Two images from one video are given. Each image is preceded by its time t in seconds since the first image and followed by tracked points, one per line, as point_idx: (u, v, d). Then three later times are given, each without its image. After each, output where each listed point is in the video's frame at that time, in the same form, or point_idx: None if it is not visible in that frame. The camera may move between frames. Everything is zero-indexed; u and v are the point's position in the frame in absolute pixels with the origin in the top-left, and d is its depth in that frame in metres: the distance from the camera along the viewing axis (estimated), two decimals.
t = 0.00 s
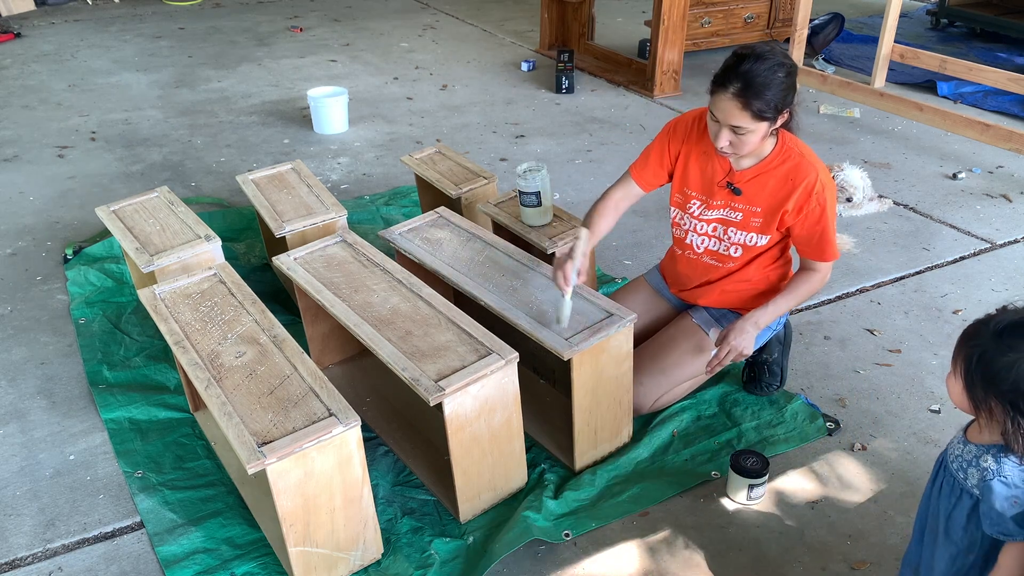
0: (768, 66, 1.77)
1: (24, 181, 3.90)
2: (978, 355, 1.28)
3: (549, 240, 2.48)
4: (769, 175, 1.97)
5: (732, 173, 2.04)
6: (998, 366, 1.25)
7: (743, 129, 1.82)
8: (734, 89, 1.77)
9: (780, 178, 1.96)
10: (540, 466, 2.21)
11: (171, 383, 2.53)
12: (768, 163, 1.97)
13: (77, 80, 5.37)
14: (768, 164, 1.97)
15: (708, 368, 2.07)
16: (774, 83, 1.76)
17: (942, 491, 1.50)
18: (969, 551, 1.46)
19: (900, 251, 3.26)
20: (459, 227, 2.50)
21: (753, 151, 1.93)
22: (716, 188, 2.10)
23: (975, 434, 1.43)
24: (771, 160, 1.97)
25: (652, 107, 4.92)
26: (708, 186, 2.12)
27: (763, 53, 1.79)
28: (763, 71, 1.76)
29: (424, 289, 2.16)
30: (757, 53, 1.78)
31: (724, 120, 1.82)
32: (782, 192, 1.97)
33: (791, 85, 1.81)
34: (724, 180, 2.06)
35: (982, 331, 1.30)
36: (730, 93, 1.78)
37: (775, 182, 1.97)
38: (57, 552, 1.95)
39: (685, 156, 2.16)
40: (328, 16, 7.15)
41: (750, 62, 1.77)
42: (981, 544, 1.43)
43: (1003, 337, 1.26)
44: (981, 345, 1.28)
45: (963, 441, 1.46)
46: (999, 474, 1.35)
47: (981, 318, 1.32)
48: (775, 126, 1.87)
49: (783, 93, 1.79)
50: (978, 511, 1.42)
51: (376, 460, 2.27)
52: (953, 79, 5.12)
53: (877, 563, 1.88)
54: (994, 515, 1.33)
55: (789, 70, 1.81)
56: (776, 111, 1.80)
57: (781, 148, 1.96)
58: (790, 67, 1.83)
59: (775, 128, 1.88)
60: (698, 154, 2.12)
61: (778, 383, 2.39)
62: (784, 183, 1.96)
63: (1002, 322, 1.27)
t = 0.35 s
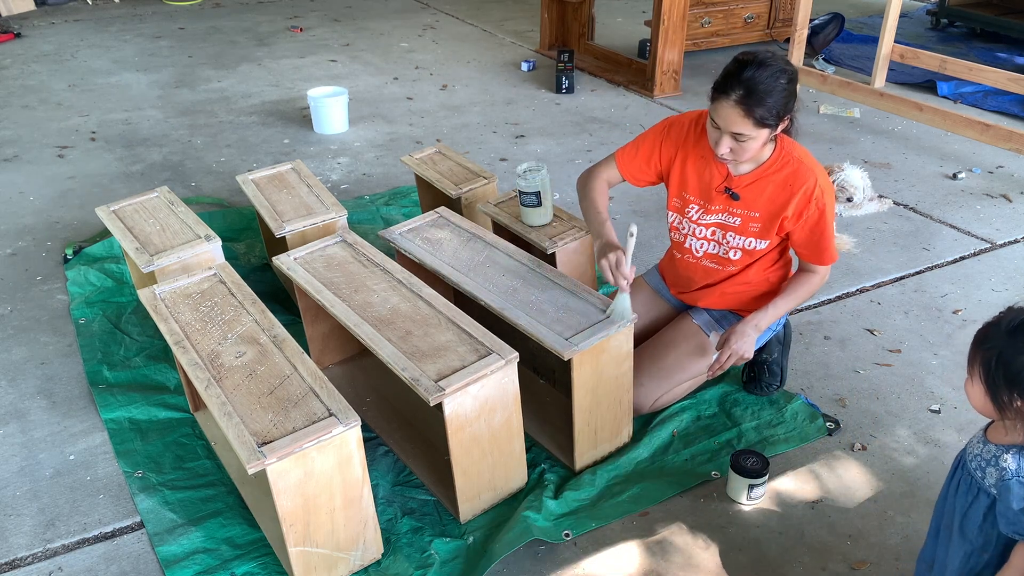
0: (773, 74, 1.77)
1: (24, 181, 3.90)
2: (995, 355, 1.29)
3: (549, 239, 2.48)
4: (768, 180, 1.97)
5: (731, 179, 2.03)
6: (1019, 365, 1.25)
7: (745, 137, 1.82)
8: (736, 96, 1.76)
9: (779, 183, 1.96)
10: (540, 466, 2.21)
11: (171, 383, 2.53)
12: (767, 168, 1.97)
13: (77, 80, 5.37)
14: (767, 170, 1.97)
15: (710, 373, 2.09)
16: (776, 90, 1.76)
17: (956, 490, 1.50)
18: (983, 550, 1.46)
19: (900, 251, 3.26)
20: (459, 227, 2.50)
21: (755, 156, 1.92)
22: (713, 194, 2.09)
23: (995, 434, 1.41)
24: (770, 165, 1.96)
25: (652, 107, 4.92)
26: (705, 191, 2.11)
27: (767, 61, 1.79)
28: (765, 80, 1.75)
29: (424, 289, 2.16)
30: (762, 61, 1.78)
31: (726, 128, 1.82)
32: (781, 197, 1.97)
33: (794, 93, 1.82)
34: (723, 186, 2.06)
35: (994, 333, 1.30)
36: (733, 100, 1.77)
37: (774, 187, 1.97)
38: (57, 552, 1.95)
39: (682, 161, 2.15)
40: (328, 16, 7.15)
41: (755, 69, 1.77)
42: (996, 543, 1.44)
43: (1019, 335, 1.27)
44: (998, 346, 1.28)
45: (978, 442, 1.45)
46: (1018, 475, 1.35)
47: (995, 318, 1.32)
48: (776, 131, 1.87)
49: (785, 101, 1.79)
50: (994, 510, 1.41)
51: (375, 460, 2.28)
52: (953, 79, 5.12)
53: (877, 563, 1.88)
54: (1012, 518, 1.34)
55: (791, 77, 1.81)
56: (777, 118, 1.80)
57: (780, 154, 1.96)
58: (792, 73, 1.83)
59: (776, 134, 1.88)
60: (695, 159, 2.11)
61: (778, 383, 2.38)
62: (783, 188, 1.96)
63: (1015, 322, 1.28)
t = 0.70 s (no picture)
0: (769, 69, 1.77)
1: (24, 181, 3.90)
2: (997, 361, 1.28)
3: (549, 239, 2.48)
4: (769, 177, 1.97)
5: (731, 177, 2.04)
6: (1020, 371, 1.25)
7: (743, 133, 1.81)
8: (732, 93, 1.77)
9: (780, 179, 1.96)
10: (541, 466, 2.21)
11: (171, 383, 2.53)
12: (767, 165, 1.97)
13: (77, 80, 5.37)
14: (768, 167, 1.97)
15: (708, 366, 2.10)
16: (772, 86, 1.76)
17: (959, 480, 1.50)
18: (968, 542, 1.48)
19: (900, 251, 3.26)
20: (459, 227, 2.50)
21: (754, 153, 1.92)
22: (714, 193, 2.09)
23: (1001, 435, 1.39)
24: (770, 162, 1.96)
25: (652, 107, 4.92)
26: (706, 191, 2.12)
27: (764, 57, 1.79)
28: (761, 76, 1.75)
29: (424, 289, 2.16)
30: (759, 57, 1.79)
31: (723, 124, 1.82)
32: (782, 193, 1.97)
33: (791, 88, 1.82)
34: (724, 184, 2.06)
35: (996, 338, 1.30)
36: (730, 96, 1.77)
37: (775, 184, 1.97)
38: (57, 552, 1.95)
39: (682, 162, 2.16)
40: (328, 16, 7.15)
41: (751, 65, 1.77)
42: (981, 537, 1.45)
43: (1019, 340, 1.26)
44: (1000, 351, 1.28)
45: (988, 438, 1.44)
46: (999, 471, 1.34)
47: (996, 324, 1.32)
48: (774, 128, 1.87)
49: (783, 96, 1.79)
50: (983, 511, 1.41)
51: (375, 460, 2.28)
52: (953, 79, 5.12)
53: (876, 563, 1.88)
54: (983, 512, 1.34)
55: (787, 73, 1.81)
56: (775, 114, 1.80)
57: (780, 150, 1.96)
58: (789, 69, 1.83)
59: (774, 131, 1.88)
60: (695, 159, 2.12)
61: (778, 383, 2.38)
62: (784, 184, 1.96)
63: (1016, 327, 1.27)
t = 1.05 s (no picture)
0: (757, 58, 1.78)
1: (24, 181, 3.90)
2: (1001, 368, 1.28)
3: (549, 240, 2.48)
4: (769, 171, 1.97)
5: (732, 170, 2.04)
6: None
7: (725, 121, 1.83)
8: (713, 80, 1.79)
9: (780, 174, 1.96)
10: (541, 466, 2.21)
11: (172, 383, 2.53)
12: (767, 159, 1.97)
13: (77, 80, 5.37)
14: (768, 161, 1.97)
15: (694, 358, 2.05)
16: (756, 74, 1.76)
17: (961, 483, 1.49)
18: (964, 546, 1.48)
19: (900, 251, 3.26)
20: (460, 227, 2.50)
21: (747, 146, 1.93)
22: (716, 186, 2.10)
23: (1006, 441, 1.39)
24: (771, 156, 1.97)
25: (652, 107, 4.92)
26: (708, 184, 2.12)
27: (755, 47, 1.80)
28: (744, 63, 1.76)
29: (424, 289, 2.16)
30: (749, 46, 1.80)
31: (706, 111, 1.84)
32: (781, 188, 1.96)
33: (783, 80, 1.83)
34: (724, 177, 2.07)
35: (1001, 345, 1.30)
36: (715, 81, 1.79)
37: (775, 178, 1.97)
38: (57, 552, 1.95)
39: (686, 156, 2.17)
40: (328, 16, 7.15)
41: (740, 53, 1.78)
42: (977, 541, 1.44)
43: None
44: (1004, 358, 1.28)
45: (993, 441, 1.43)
46: (997, 477, 1.33)
47: (1001, 331, 1.32)
48: (764, 119, 1.85)
49: (772, 86, 1.80)
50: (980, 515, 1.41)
51: (376, 460, 2.28)
52: (953, 79, 5.12)
53: (877, 563, 1.88)
54: (981, 518, 1.33)
55: (779, 65, 1.82)
56: (758, 102, 1.79)
57: (780, 145, 1.96)
58: (781, 61, 1.83)
59: (766, 123, 1.88)
60: (698, 154, 2.14)
61: (778, 383, 2.38)
62: (784, 178, 1.95)
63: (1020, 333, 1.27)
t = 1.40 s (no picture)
0: (746, 46, 1.81)
1: (24, 181, 3.90)
2: (1007, 373, 1.28)
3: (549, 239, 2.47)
4: (767, 167, 1.97)
5: (732, 164, 2.05)
6: None
7: (711, 108, 1.86)
8: (700, 66, 1.84)
9: (778, 171, 1.96)
10: (540, 466, 2.21)
11: (172, 383, 2.53)
12: (767, 155, 1.97)
13: (77, 80, 5.37)
14: (768, 157, 1.97)
15: (703, 360, 2.06)
16: (746, 62, 1.79)
17: (958, 484, 1.49)
18: (959, 549, 1.48)
19: (900, 251, 3.26)
20: (459, 227, 2.50)
21: (741, 139, 1.94)
22: (716, 179, 2.10)
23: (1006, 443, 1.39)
24: (771, 153, 1.97)
25: (652, 107, 4.92)
26: (709, 177, 2.13)
27: (748, 37, 1.83)
28: (732, 49, 1.80)
29: (424, 289, 2.16)
30: (741, 36, 1.83)
31: (695, 97, 1.88)
32: (779, 185, 1.96)
33: (775, 73, 1.84)
34: (725, 171, 2.07)
35: (1004, 349, 1.30)
36: (703, 68, 1.83)
37: (773, 175, 1.97)
38: (57, 552, 1.95)
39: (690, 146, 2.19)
40: (328, 16, 7.15)
41: (731, 42, 1.82)
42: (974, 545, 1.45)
43: None
44: (1009, 363, 1.28)
45: (994, 445, 1.43)
46: (1003, 483, 1.33)
47: (1004, 335, 1.33)
48: (753, 110, 1.86)
49: (762, 76, 1.81)
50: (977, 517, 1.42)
51: (376, 460, 2.28)
52: (953, 79, 5.12)
53: (877, 563, 1.88)
54: (983, 523, 1.33)
55: (772, 58, 1.84)
56: (745, 90, 1.81)
57: (781, 142, 1.97)
58: (775, 55, 1.85)
59: (758, 116, 1.89)
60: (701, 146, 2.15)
61: (778, 383, 2.38)
62: (783, 176, 1.95)
63: None
